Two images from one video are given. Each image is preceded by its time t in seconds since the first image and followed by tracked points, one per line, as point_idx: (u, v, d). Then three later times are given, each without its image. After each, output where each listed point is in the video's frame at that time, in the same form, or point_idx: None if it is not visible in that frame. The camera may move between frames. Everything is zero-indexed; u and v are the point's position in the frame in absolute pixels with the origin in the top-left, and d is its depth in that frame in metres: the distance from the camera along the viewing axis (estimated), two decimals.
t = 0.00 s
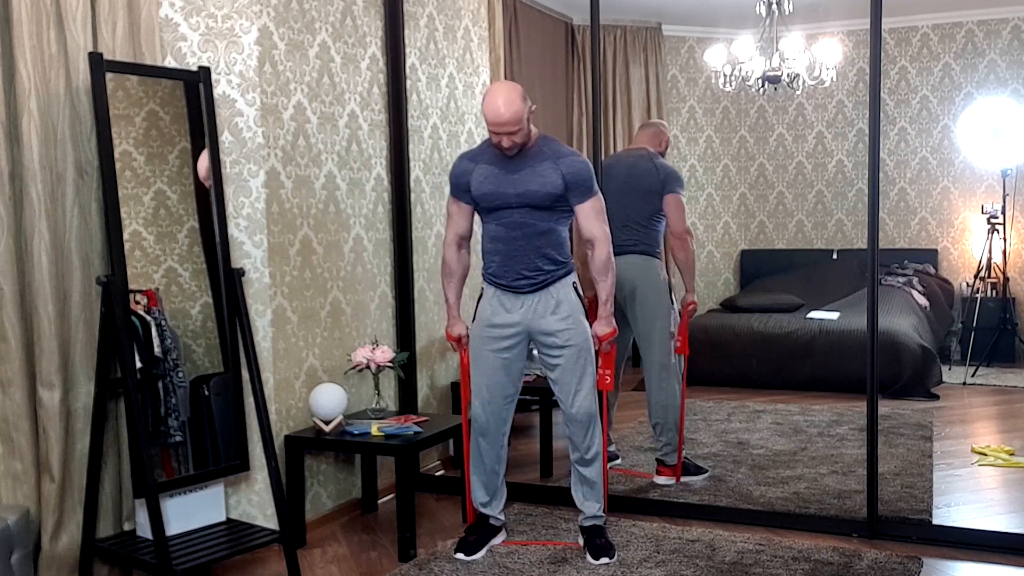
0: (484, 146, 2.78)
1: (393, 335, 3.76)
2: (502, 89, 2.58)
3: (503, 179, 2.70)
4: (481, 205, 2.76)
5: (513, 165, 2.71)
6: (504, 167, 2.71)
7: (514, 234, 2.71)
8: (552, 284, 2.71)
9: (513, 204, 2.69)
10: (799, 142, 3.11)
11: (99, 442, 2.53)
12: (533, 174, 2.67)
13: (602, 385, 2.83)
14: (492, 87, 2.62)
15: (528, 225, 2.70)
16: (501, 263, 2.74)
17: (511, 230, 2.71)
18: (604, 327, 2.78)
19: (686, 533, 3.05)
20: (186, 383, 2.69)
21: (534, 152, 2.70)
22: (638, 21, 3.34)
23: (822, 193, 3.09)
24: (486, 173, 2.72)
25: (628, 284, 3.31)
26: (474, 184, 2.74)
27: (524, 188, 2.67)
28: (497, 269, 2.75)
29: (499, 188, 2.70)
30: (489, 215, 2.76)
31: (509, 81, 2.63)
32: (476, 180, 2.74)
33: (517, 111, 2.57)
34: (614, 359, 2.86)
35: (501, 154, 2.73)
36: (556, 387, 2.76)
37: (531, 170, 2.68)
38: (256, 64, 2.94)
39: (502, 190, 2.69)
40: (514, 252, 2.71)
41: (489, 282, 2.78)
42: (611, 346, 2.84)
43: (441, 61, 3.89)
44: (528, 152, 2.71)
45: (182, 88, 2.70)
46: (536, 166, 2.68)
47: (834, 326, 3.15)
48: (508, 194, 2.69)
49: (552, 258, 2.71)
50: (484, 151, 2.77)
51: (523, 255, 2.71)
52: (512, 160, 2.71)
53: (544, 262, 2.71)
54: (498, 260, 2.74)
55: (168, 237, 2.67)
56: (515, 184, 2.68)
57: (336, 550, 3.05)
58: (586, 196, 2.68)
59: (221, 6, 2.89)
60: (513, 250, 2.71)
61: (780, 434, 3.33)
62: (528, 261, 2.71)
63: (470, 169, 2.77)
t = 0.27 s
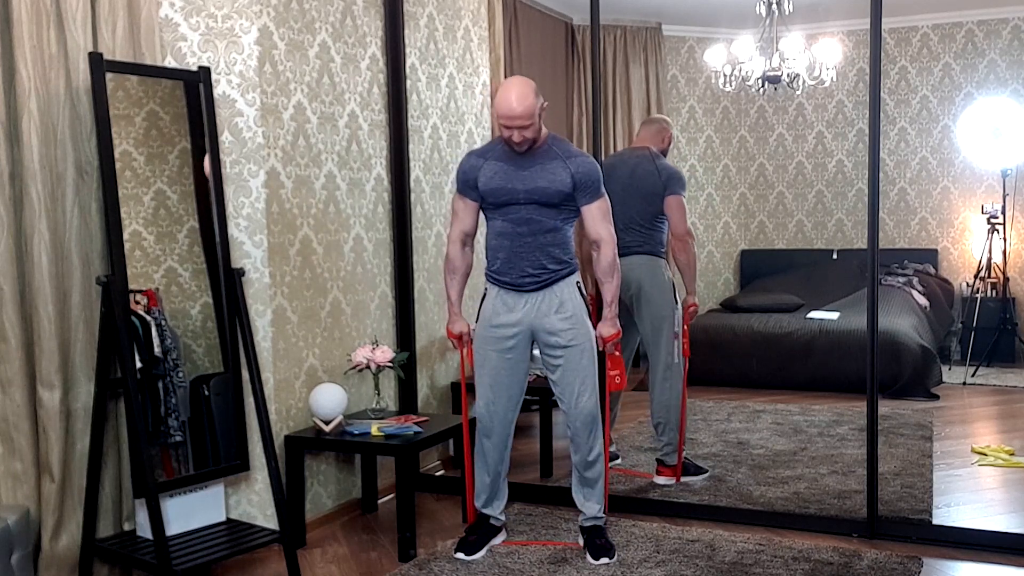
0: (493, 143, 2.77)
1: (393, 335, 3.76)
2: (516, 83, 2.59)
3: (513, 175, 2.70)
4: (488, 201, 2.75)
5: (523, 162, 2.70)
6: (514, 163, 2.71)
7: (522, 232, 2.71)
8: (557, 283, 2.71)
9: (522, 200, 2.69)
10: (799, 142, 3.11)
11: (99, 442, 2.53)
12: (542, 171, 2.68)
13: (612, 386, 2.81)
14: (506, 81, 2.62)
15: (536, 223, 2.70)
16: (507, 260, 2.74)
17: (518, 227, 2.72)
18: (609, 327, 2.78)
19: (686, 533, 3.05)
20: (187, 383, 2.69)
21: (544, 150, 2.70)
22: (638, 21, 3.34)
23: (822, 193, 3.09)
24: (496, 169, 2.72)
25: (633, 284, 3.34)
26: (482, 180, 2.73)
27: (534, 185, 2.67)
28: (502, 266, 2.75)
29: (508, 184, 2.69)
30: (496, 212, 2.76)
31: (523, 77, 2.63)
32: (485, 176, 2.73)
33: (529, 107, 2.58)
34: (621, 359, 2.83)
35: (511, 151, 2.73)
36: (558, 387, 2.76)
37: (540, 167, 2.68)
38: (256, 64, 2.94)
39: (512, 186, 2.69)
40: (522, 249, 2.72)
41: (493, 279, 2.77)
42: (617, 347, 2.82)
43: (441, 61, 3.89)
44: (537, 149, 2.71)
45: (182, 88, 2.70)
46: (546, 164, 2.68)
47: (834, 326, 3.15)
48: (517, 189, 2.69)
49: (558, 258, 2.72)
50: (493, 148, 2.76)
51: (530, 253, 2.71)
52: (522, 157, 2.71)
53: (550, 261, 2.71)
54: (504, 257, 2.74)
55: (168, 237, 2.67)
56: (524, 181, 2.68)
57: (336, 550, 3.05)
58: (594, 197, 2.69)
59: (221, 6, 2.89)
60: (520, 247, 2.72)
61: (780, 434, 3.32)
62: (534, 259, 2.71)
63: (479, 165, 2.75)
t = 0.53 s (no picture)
0: (492, 145, 2.77)
1: (393, 335, 3.76)
2: (516, 84, 2.58)
3: (513, 177, 2.70)
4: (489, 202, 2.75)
5: (523, 163, 2.70)
6: (514, 165, 2.71)
7: (523, 233, 2.71)
8: (558, 283, 2.71)
9: (523, 202, 2.69)
10: (799, 142, 3.11)
11: (99, 442, 2.53)
12: (543, 173, 2.67)
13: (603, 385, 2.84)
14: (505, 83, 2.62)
15: (536, 224, 2.70)
16: (508, 261, 2.74)
17: (519, 228, 2.72)
18: (609, 327, 2.78)
19: (686, 532, 3.05)
20: (187, 383, 2.69)
21: (544, 151, 2.70)
22: (638, 21, 3.34)
23: (822, 193, 3.09)
24: (496, 171, 2.71)
25: (633, 284, 3.34)
26: (483, 182, 2.73)
27: (535, 187, 2.67)
28: (502, 268, 2.75)
29: (508, 186, 2.69)
30: (496, 214, 2.75)
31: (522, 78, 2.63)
32: (485, 178, 2.72)
33: (529, 108, 2.58)
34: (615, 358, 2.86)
35: (510, 152, 2.73)
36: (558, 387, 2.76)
37: (540, 169, 2.68)
38: (256, 64, 2.94)
39: (512, 188, 2.69)
40: (523, 250, 2.71)
41: (493, 281, 2.77)
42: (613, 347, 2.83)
43: (441, 61, 3.89)
44: (537, 151, 2.71)
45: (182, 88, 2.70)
46: (546, 165, 2.68)
47: (834, 326, 3.15)
48: (518, 192, 2.69)
49: (559, 258, 2.72)
50: (492, 150, 2.76)
51: (531, 254, 2.71)
52: (523, 158, 2.71)
53: (550, 261, 2.71)
54: (505, 259, 2.74)
55: (168, 237, 2.67)
56: (525, 182, 2.68)
57: (336, 550, 3.05)
58: (593, 197, 2.69)
59: (221, 6, 2.89)
60: (520, 248, 2.72)
61: (780, 434, 3.32)
62: (535, 260, 2.71)
63: (478, 166, 2.75)
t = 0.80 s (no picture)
0: (488, 147, 2.76)
1: (393, 335, 3.76)
2: (511, 87, 2.58)
3: (510, 180, 2.69)
4: (487, 205, 2.75)
5: (520, 166, 2.70)
6: (511, 167, 2.70)
7: (521, 235, 2.71)
8: (557, 282, 2.71)
9: (520, 206, 2.69)
10: (799, 142, 3.11)
11: (99, 442, 2.53)
12: (539, 175, 2.67)
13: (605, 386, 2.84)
14: (501, 86, 2.62)
15: (535, 226, 2.70)
16: (507, 263, 2.74)
17: (517, 231, 2.72)
18: (609, 327, 2.77)
19: (686, 532, 3.05)
20: (186, 383, 2.69)
21: (540, 153, 2.70)
22: (638, 21, 3.34)
23: (822, 193, 3.10)
24: (493, 174, 2.71)
25: (632, 283, 3.35)
26: (480, 185, 2.73)
27: (532, 189, 2.67)
28: (502, 270, 2.75)
29: (505, 190, 2.69)
30: (495, 216, 2.75)
31: (518, 81, 2.63)
32: (482, 181, 2.72)
33: (524, 111, 2.57)
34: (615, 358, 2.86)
35: (507, 155, 2.72)
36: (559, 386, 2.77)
37: (537, 171, 2.68)
38: (256, 64, 2.94)
39: (509, 191, 2.69)
40: (522, 252, 2.72)
41: (494, 282, 2.77)
42: (613, 347, 2.82)
43: (441, 61, 3.89)
44: (533, 154, 2.70)
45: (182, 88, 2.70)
46: (542, 167, 2.68)
47: (834, 326, 3.15)
48: (515, 195, 2.68)
49: (558, 259, 2.72)
50: (489, 151, 2.75)
51: (530, 255, 2.71)
52: (519, 161, 2.70)
53: (549, 263, 2.71)
54: (504, 261, 2.75)
55: (168, 237, 2.67)
56: (522, 184, 2.68)
57: (336, 550, 3.05)
58: (591, 198, 2.69)
59: (221, 6, 2.89)
60: (519, 250, 2.72)
61: (780, 434, 3.32)
62: (534, 261, 2.71)
63: (476, 169, 2.75)
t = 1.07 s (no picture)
0: (490, 147, 2.77)
1: (393, 335, 3.76)
2: (510, 86, 2.59)
3: (510, 180, 2.70)
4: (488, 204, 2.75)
5: (520, 166, 2.70)
6: (511, 167, 2.71)
7: (521, 235, 2.71)
8: (558, 283, 2.71)
9: (520, 206, 2.69)
10: (799, 142, 3.11)
11: (99, 442, 2.53)
12: (539, 175, 2.67)
13: (610, 387, 2.82)
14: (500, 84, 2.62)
15: (535, 226, 2.70)
16: (508, 263, 2.74)
17: (517, 231, 2.72)
18: (609, 327, 2.77)
19: (686, 532, 3.05)
20: (186, 383, 2.69)
21: (540, 153, 2.69)
22: (639, 21, 3.34)
23: (822, 193, 3.09)
24: (494, 174, 2.72)
25: (635, 283, 3.32)
26: (482, 185, 2.73)
27: (531, 189, 2.67)
28: (502, 270, 2.75)
29: (505, 190, 2.70)
30: (496, 215, 2.76)
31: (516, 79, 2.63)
32: (483, 181, 2.73)
33: (523, 110, 2.57)
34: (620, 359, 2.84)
35: (508, 154, 2.73)
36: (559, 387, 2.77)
37: (537, 171, 2.68)
38: (256, 64, 2.94)
39: (509, 191, 2.69)
40: (522, 252, 2.72)
41: (495, 282, 2.78)
42: (616, 348, 2.82)
43: (441, 61, 3.89)
44: (533, 154, 2.70)
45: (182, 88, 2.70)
46: (542, 167, 2.68)
47: (834, 326, 3.15)
48: (514, 195, 2.69)
49: (558, 259, 2.71)
50: (490, 151, 2.76)
51: (530, 255, 2.71)
52: (520, 161, 2.71)
53: (550, 263, 2.71)
54: (505, 261, 2.75)
55: (168, 237, 2.67)
56: (523, 184, 2.68)
57: (336, 550, 3.05)
58: (592, 198, 2.69)
59: (221, 6, 2.88)
60: (519, 250, 2.72)
61: (780, 434, 3.32)
62: (535, 261, 2.71)
63: (477, 169, 2.75)
